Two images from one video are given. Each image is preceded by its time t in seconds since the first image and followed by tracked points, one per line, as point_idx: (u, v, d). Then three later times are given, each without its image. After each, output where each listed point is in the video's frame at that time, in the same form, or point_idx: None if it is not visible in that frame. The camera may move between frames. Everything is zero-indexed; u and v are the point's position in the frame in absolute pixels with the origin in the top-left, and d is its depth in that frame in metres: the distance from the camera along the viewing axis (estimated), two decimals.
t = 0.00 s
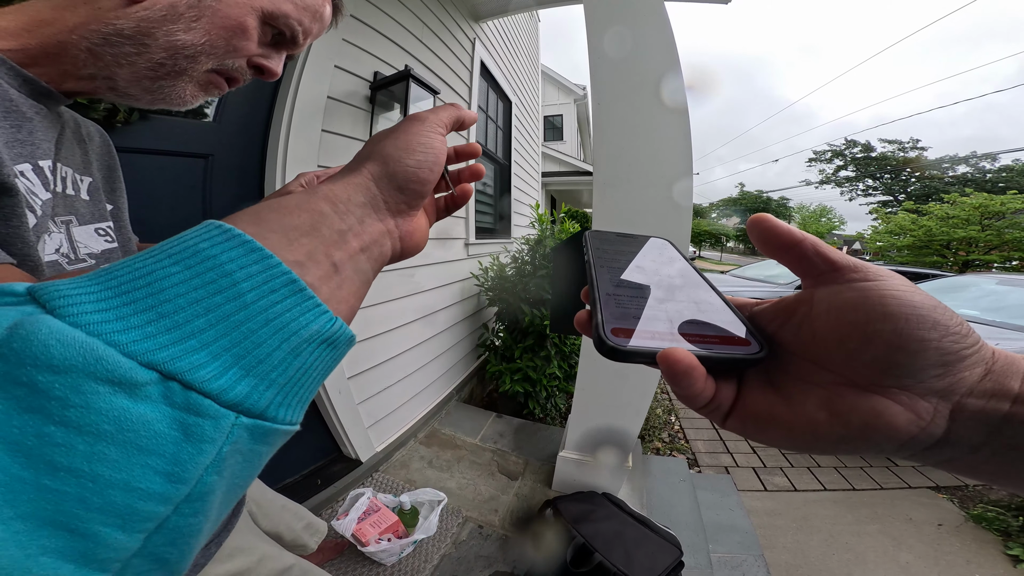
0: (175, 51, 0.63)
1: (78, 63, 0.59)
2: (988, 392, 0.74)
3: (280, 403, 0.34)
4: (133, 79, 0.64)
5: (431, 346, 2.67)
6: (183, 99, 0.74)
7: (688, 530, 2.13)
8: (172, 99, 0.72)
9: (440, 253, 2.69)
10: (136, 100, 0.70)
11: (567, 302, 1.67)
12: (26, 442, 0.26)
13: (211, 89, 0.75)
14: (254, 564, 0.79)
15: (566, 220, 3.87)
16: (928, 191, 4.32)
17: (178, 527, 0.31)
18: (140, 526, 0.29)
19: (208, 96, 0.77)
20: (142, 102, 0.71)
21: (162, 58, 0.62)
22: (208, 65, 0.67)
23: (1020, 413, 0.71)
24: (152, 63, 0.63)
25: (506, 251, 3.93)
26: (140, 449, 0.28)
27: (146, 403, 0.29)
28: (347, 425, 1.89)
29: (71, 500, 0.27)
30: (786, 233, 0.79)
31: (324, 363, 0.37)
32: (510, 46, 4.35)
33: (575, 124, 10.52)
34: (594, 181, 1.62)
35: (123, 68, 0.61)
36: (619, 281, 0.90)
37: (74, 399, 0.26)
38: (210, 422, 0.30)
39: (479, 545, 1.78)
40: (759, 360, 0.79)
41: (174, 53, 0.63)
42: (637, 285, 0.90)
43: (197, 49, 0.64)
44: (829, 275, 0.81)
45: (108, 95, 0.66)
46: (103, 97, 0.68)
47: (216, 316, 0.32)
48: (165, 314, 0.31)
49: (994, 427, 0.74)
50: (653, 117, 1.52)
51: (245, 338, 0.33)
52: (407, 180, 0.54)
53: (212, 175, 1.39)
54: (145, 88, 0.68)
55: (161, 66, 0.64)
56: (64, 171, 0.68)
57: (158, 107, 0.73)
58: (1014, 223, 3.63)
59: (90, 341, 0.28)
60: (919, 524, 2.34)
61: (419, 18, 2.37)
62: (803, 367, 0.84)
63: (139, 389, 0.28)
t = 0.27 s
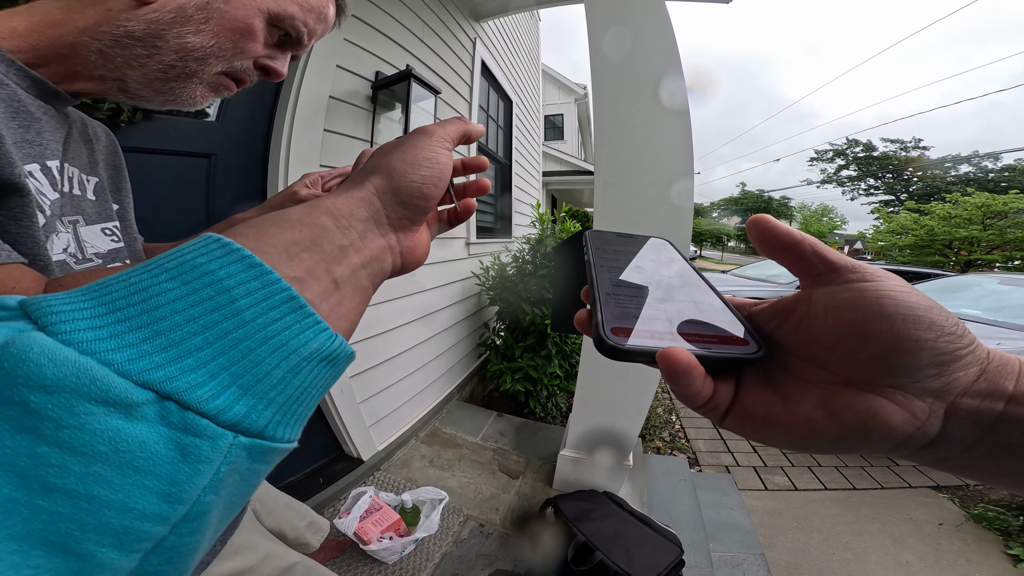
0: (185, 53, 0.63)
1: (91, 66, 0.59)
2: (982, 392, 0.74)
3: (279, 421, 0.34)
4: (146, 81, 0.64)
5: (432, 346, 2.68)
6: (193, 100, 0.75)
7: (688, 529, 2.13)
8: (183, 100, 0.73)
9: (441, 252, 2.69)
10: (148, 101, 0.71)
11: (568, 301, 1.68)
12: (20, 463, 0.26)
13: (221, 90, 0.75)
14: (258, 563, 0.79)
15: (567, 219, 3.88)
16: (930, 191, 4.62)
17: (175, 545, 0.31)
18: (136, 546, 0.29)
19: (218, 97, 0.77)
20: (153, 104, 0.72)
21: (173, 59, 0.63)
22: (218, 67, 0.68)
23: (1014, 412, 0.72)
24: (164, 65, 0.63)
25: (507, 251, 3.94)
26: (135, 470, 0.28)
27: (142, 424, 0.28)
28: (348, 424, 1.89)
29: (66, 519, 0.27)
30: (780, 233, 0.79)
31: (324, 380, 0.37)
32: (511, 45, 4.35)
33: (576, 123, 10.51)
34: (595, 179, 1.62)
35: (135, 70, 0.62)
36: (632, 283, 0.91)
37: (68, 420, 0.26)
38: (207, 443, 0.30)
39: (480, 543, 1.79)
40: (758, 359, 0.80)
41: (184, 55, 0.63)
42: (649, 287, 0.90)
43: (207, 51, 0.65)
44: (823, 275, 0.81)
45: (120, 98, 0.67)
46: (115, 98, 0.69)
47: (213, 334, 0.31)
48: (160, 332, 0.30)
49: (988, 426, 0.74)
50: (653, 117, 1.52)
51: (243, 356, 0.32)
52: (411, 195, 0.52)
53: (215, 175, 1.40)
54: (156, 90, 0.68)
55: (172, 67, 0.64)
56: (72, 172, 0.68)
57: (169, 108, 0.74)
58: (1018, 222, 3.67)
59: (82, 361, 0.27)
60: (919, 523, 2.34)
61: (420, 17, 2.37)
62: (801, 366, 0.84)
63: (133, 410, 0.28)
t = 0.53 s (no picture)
0: (185, 52, 0.64)
1: (89, 64, 0.59)
2: (989, 396, 0.74)
3: (272, 418, 0.34)
4: (145, 79, 0.65)
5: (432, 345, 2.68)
6: (193, 98, 0.75)
7: (689, 530, 2.13)
8: (182, 98, 0.74)
9: (442, 251, 2.69)
10: (149, 100, 0.71)
11: (569, 301, 1.67)
12: (8, 458, 0.25)
13: (221, 88, 0.76)
14: (258, 563, 0.79)
15: (568, 219, 3.87)
16: (932, 191, 4.41)
17: (164, 542, 0.31)
18: (125, 542, 0.29)
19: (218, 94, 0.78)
20: (154, 103, 0.73)
21: (173, 58, 0.63)
22: (218, 66, 0.69)
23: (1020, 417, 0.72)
24: (165, 64, 0.63)
25: (508, 251, 3.94)
26: (124, 466, 0.28)
27: (132, 420, 0.28)
28: (349, 423, 1.89)
29: (54, 515, 0.27)
30: (790, 236, 0.79)
31: (318, 377, 0.36)
32: (511, 45, 4.35)
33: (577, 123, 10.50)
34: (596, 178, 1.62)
35: (134, 68, 0.62)
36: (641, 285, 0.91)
37: (57, 415, 0.26)
38: (198, 439, 0.29)
39: (481, 543, 1.79)
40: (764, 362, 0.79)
41: (184, 54, 0.64)
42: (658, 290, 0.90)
43: (206, 50, 0.65)
44: (832, 278, 0.81)
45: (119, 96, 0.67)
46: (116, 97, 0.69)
47: (206, 330, 0.31)
48: (152, 327, 0.29)
49: (994, 430, 0.74)
50: (654, 117, 1.51)
51: (237, 352, 0.32)
52: (410, 194, 0.52)
53: (216, 175, 1.40)
54: (157, 89, 0.68)
55: (173, 66, 0.65)
56: (71, 172, 0.68)
57: (169, 106, 0.74)
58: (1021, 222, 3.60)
59: (72, 355, 0.27)
60: (921, 524, 2.34)
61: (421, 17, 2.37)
62: (807, 368, 0.84)
63: (124, 406, 0.28)
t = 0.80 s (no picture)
0: (173, 41, 0.60)
1: (70, 54, 0.56)
2: (1000, 399, 0.71)
3: (258, 432, 0.31)
4: (130, 70, 0.61)
5: (434, 346, 2.65)
6: (183, 90, 0.71)
7: (693, 531, 2.10)
8: (170, 91, 0.70)
9: (443, 251, 2.67)
10: (134, 92, 0.67)
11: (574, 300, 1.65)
12: None
13: (212, 81, 0.72)
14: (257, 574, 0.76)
15: (570, 218, 3.84)
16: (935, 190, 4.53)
17: (139, 564, 0.29)
18: (94, 565, 0.27)
19: (210, 87, 0.74)
20: (141, 95, 0.69)
21: (160, 48, 0.60)
22: (208, 55, 0.64)
23: None
24: (151, 53, 0.60)
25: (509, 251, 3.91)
26: (90, 485, 0.26)
27: (101, 435, 0.26)
28: (349, 424, 1.86)
29: (11, 540, 0.25)
30: (799, 246, 0.77)
31: (311, 386, 0.33)
32: (512, 44, 4.33)
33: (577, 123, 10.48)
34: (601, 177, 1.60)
35: (118, 59, 0.58)
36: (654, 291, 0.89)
37: (13, 430, 0.24)
38: (175, 457, 0.27)
39: (483, 546, 1.76)
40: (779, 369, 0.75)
41: (173, 43, 0.60)
42: (671, 296, 0.88)
43: (196, 39, 0.61)
44: (845, 288, 0.78)
45: (103, 89, 0.64)
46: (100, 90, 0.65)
47: (186, 337, 0.28)
48: (126, 333, 0.27)
49: (1007, 433, 0.71)
50: (660, 115, 1.49)
51: (220, 362, 0.29)
52: (412, 195, 0.49)
53: (213, 172, 1.37)
54: (143, 80, 0.65)
55: (160, 56, 0.61)
56: (53, 167, 0.65)
57: (157, 99, 0.71)
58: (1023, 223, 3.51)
59: (30, 364, 0.24)
60: (926, 525, 2.31)
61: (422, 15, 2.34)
62: (817, 372, 0.81)
63: (91, 419, 0.25)
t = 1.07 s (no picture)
0: (150, 36, 0.55)
1: (38, 52, 0.50)
2: (988, 377, 0.70)
3: None
4: (104, 67, 0.55)
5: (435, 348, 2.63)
6: (162, 88, 0.66)
7: (696, 534, 2.08)
8: (149, 88, 0.65)
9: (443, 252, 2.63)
10: (108, 91, 0.62)
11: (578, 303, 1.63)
12: None
13: (194, 78, 0.69)
14: None
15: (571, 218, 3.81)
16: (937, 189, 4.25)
17: None
18: None
19: (192, 86, 0.70)
20: (116, 93, 0.63)
21: (136, 43, 0.55)
22: (189, 51, 0.61)
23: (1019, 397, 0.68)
24: (126, 49, 0.55)
25: (511, 251, 3.88)
26: None
27: None
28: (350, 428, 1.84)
29: None
30: (784, 227, 0.74)
31: (291, 527, 0.34)
32: (513, 42, 4.30)
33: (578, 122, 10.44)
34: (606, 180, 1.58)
35: (90, 56, 0.53)
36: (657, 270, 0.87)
37: None
38: None
39: (484, 550, 1.74)
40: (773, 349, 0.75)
41: (150, 39, 0.55)
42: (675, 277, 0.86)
43: (176, 33, 0.57)
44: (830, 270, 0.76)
45: (76, 88, 0.58)
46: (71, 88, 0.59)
47: (176, 531, 0.31)
48: (118, 528, 0.29)
49: (994, 410, 0.70)
50: (665, 114, 1.46)
51: (207, 552, 0.32)
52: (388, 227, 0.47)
53: (209, 173, 1.34)
54: (118, 77, 0.59)
55: (136, 52, 0.56)
56: (28, 171, 0.57)
57: (135, 98, 0.65)
58: None
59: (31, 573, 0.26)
60: (931, 527, 2.28)
61: (422, 13, 2.31)
62: (811, 354, 0.79)
63: None
